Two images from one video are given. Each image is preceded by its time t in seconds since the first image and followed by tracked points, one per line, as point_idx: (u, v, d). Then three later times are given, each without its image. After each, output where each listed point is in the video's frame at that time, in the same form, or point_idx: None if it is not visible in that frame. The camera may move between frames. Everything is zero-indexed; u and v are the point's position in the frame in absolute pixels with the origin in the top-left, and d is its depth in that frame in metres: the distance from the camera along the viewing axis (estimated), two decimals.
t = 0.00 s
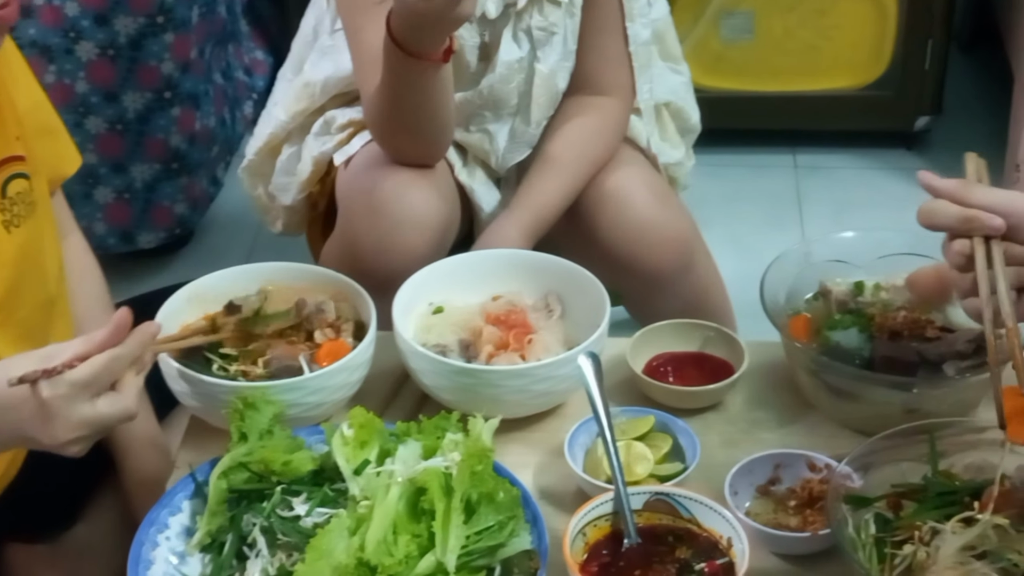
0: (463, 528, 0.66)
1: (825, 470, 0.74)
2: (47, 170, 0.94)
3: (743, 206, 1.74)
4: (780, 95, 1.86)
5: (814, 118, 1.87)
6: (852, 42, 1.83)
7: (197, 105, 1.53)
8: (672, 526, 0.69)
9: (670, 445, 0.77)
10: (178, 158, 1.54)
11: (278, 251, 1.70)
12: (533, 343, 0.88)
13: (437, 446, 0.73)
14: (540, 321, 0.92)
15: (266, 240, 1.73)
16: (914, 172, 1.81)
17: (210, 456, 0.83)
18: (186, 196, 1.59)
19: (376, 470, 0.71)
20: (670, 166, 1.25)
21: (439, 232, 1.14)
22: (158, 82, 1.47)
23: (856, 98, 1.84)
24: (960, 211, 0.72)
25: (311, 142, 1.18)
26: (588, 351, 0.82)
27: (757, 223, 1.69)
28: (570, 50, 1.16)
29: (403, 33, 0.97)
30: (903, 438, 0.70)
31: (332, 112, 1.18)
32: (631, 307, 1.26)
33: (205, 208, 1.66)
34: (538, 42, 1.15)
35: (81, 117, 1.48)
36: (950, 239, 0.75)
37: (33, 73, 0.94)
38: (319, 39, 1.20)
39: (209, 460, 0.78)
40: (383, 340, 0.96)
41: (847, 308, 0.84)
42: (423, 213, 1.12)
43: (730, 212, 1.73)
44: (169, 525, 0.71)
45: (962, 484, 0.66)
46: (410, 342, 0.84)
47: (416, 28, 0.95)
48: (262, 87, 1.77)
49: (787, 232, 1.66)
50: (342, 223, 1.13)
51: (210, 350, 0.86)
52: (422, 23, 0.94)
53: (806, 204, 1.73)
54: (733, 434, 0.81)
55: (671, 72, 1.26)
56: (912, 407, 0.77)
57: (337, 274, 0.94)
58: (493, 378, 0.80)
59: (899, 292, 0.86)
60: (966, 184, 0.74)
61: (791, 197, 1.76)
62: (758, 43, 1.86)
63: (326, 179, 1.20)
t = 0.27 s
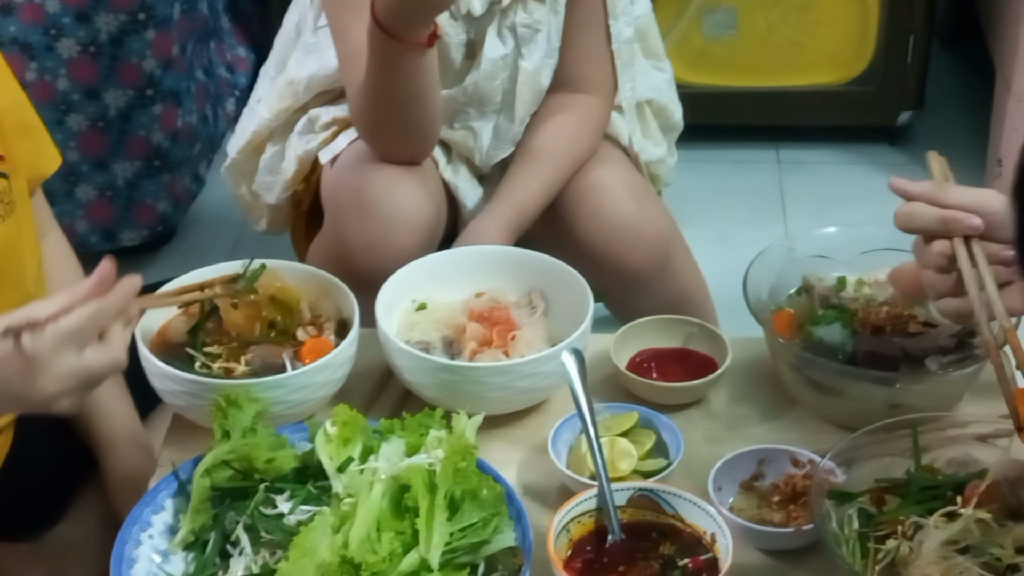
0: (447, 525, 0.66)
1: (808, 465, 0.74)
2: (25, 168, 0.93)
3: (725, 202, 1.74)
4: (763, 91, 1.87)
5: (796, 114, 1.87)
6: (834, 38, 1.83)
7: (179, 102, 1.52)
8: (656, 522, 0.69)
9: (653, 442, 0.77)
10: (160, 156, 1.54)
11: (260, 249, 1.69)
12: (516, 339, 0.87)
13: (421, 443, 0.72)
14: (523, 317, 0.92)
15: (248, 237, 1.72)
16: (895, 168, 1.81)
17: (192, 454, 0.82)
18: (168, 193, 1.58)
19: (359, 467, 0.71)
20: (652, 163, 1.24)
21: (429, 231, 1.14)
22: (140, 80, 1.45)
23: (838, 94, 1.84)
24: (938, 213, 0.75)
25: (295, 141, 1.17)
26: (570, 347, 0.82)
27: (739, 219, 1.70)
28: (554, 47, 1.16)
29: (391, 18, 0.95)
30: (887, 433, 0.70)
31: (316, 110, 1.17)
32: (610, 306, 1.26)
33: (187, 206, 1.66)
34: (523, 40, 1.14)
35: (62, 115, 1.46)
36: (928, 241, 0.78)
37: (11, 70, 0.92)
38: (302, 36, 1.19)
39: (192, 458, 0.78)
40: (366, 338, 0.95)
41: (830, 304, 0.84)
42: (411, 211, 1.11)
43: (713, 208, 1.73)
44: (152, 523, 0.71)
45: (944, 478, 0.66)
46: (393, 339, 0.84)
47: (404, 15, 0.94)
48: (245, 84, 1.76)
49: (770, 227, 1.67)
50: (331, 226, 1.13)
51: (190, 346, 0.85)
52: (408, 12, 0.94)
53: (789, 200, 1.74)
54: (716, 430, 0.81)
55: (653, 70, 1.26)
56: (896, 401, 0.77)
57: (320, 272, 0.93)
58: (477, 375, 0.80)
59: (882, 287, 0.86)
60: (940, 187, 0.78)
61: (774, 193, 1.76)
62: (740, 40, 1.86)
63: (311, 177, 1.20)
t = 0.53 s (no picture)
0: (436, 523, 0.66)
1: (797, 462, 0.74)
2: (14, 168, 0.93)
3: (713, 198, 1.75)
4: (750, 89, 1.87)
5: (784, 111, 1.87)
6: (821, 35, 1.84)
7: (167, 101, 1.51)
8: (645, 520, 0.69)
9: (642, 439, 0.77)
10: (148, 154, 1.53)
11: (248, 247, 1.69)
12: (505, 337, 0.87)
13: (410, 441, 0.72)
14: (512, 315, 0.92)
15: (236, 235, 1.71)
16: (883, 165, 1.82)
17: (180, 454, 0.82)
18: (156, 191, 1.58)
19: (348, 465, 0.71)
20: (639, 160, 1.24)
21: (416, 230, 1.14)
22: (128, 79, 1.45)
23: (826, 91, 1.85)
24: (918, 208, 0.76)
25: (283, 140, 1.17)
26: (559, 344, 0.82)
27: (727, 216, 1.70)
28: (542, 46, 1.16)
29: (372, 6, 0.95)
30: (875, 429, 0.70)
31: (304, 108, 1.17)
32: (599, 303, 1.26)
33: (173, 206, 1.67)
34: (512, 39, 1.14)
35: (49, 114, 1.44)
36: (907, 240, 0.78)
37: None
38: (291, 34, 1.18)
39: (181, 457, 0.77)
40: (355, 336, 0.95)
41: (818, 301, 0.84)
42: (400, 208, 1.11)
43: (699, 205, 1.74)
44: (141, 522, 0.70)
45: (932, 474, 0.67)
46: (381, 337, 0.84)
47: (386, 1, 0.94)
48: (234, 82, 1.75)
49: (758, 224, 1.67)
50: (319, 228, 1.13)
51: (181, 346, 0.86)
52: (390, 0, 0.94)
53: (777, 197, 1.74)
54: (706, 427, 0.81)
55: (642, 68, 1.26)
56: (884, 397, 0.77)
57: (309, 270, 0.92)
58: (467, 373, 0.80)
59: (870, 284, 0.86)
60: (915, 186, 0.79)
61: (762, 190, 1.76)
62: (727, 36, 1.86)
63: (299, 175, 1.20)
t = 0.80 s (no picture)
0: (433, 551, 0.66)
1: (794, 488, 0.74)
2: (16, 199, 0.93)
3: (710, 226, 1.75)
4: (745, 118, 1.88)
5: (781, 139, 1.89)
6: (815, 62, 1.84)
7: (165, 130, 1.51)
8: (644, 546, 0.69)
9: (640, 464, 0.78)
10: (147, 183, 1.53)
11: (247, 274, 1.69)
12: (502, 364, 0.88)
13: (407, 467, 0.72)
14: (509, 342, 0.92)
15: (235, 262, 1.72)
16: (879, 192, 1.83)
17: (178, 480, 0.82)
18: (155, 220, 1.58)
19: (346, 492, 0.71)
20: (638, 188, 1.25)
21: (417, 258, 1.14)
22: (126, 107, 1.46)
23: (822, 119, 1.86)
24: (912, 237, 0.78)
25: (282, 171, 1.18)
26: (558, 371, 0.83)
27: (724, 243, 1.71)
28: (539, 75, 1.18)
29: (379, 35, 0.96)
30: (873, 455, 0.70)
31: (303, 138, 1.18)
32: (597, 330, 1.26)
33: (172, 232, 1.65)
34: (509, 69, 1.15)
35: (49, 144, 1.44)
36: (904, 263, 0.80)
37: None
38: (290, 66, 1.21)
39: (178, 484, 0.77)
40: (353, 363, 0.95)
41: (815, 327, 0.84)
42: (400, 237, 1.11)
43: (696, 232, 1.74)
44: (138, 550, 0.70)
45: (929, 500, 0.67)
46: (379, 363, 0.84)
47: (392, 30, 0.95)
48: (230, 110, 1.71)
49: (755, 251, 1.68)
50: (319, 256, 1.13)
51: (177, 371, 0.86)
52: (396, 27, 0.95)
53: (773, 224, 1.75)
54: (703, 453, 0.81)
55: (639, 94, 1.28)
56: (882, 425, 0.78)
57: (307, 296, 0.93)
58: (465, 401, 0.80)
59: (867, 310, 0.85)
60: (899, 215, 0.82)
61: (758, 217, 1.77)
62: (722, 65, 1.86)
63: (299, 205, 1.19)
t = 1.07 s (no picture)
0: None
1: None
2: (17, 294, 0.96)
3: (702, 315, 1.77)
4: (735, 209, 1.88)
5: (774, 231, 1.89)
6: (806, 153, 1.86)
7: (161, 221, 1.49)
8: None
9: (632, 555, 0.78)
10: (141, 274, 1.50)
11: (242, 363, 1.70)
12: (494, 455, 0.89)
13: (401, 558, 0.73)
14: (501, 432, 0.93)
15: (232, 351, 1.73)
16: (869, 282, 1.85)
17: (169, 571, 0.82)
18: (148, 311, 1.56)
19: None
20: (630, 278, 1.28)
21: (410, 351, 1.15)
22: (122, 200, 1.44)
23: (813, 212, 1.87)
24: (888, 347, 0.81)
25: (276, 262, 1.20)
26: (551, 460, 0.83)
27: (715, 333, 1.72)
28: (533, 168, 1.20)
29: (377, 146, 1.00)
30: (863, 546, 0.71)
31: (298, 231, 1.20)
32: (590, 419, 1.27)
33: (166, 323, 1.63)
34: (503, 162, 1.18)
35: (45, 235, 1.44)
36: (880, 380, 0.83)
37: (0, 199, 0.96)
38: (288, 157, 1.23)
39: None
40: (347, 453, 0.95)
41: (806, 417, 0.85)
42: (393, 331, 1.13)
43: (689, 322, 1.76)
44: None
45: None
46: (373, 454, 0.84)
47: (389, 142, 0.99)
48: (224, 203, 1.78)
49: (746, 341, 1.70)
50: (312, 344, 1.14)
51: (169, 457, 0.86)
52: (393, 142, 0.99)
53: (764, 314, 1.77)
54: (696, 543, 0.81)
55: (630, 186, 1.31)
56: (874, 513, 0.79)
57: (300, 388, 0.93)
58: (459, 490, 0.81)
59: (858, 401, 0.86)
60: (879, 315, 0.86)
61: (750, 307, 1.79)
62: (713, 156, 1.89)
63: (292, 296, 1.21)
